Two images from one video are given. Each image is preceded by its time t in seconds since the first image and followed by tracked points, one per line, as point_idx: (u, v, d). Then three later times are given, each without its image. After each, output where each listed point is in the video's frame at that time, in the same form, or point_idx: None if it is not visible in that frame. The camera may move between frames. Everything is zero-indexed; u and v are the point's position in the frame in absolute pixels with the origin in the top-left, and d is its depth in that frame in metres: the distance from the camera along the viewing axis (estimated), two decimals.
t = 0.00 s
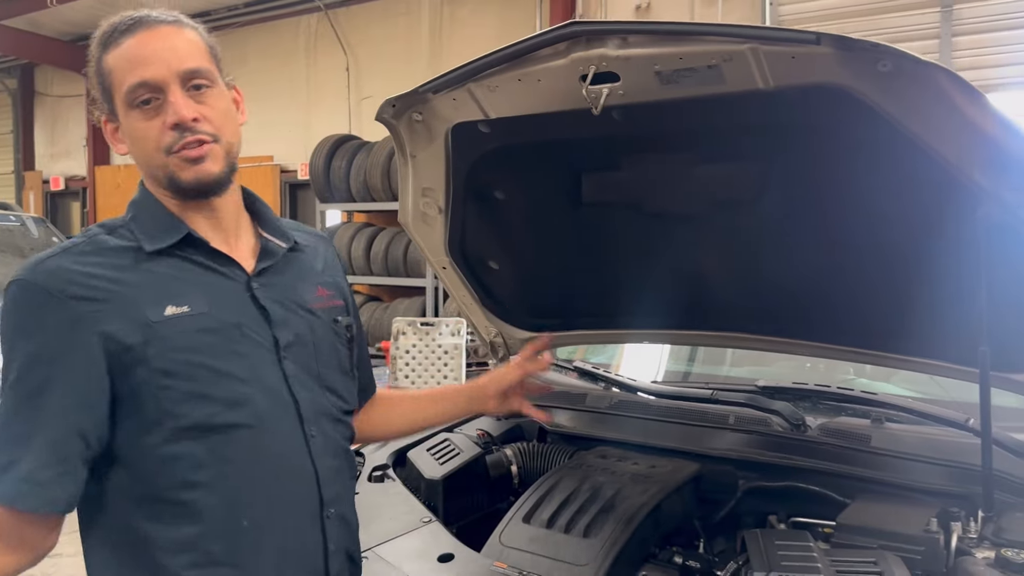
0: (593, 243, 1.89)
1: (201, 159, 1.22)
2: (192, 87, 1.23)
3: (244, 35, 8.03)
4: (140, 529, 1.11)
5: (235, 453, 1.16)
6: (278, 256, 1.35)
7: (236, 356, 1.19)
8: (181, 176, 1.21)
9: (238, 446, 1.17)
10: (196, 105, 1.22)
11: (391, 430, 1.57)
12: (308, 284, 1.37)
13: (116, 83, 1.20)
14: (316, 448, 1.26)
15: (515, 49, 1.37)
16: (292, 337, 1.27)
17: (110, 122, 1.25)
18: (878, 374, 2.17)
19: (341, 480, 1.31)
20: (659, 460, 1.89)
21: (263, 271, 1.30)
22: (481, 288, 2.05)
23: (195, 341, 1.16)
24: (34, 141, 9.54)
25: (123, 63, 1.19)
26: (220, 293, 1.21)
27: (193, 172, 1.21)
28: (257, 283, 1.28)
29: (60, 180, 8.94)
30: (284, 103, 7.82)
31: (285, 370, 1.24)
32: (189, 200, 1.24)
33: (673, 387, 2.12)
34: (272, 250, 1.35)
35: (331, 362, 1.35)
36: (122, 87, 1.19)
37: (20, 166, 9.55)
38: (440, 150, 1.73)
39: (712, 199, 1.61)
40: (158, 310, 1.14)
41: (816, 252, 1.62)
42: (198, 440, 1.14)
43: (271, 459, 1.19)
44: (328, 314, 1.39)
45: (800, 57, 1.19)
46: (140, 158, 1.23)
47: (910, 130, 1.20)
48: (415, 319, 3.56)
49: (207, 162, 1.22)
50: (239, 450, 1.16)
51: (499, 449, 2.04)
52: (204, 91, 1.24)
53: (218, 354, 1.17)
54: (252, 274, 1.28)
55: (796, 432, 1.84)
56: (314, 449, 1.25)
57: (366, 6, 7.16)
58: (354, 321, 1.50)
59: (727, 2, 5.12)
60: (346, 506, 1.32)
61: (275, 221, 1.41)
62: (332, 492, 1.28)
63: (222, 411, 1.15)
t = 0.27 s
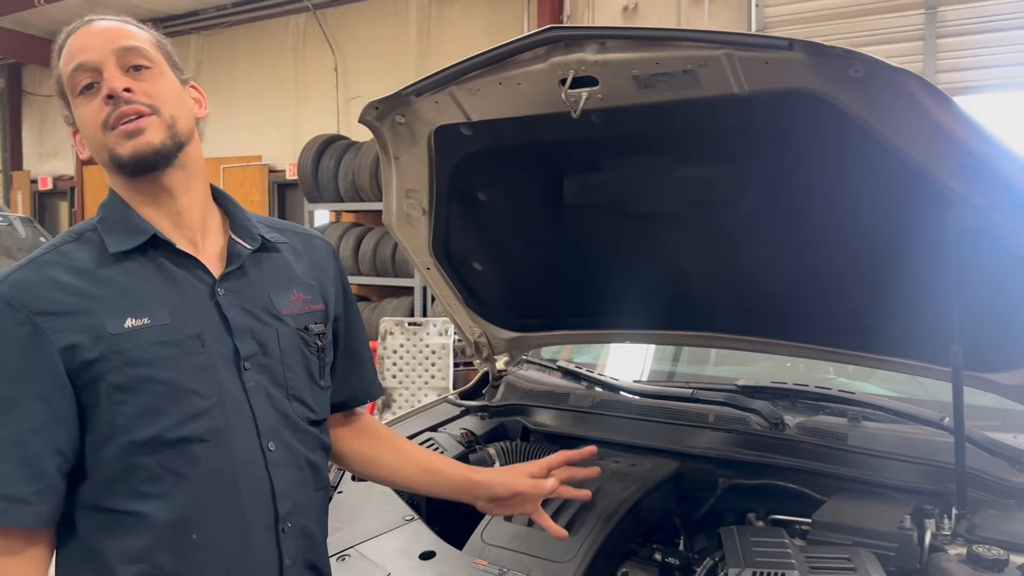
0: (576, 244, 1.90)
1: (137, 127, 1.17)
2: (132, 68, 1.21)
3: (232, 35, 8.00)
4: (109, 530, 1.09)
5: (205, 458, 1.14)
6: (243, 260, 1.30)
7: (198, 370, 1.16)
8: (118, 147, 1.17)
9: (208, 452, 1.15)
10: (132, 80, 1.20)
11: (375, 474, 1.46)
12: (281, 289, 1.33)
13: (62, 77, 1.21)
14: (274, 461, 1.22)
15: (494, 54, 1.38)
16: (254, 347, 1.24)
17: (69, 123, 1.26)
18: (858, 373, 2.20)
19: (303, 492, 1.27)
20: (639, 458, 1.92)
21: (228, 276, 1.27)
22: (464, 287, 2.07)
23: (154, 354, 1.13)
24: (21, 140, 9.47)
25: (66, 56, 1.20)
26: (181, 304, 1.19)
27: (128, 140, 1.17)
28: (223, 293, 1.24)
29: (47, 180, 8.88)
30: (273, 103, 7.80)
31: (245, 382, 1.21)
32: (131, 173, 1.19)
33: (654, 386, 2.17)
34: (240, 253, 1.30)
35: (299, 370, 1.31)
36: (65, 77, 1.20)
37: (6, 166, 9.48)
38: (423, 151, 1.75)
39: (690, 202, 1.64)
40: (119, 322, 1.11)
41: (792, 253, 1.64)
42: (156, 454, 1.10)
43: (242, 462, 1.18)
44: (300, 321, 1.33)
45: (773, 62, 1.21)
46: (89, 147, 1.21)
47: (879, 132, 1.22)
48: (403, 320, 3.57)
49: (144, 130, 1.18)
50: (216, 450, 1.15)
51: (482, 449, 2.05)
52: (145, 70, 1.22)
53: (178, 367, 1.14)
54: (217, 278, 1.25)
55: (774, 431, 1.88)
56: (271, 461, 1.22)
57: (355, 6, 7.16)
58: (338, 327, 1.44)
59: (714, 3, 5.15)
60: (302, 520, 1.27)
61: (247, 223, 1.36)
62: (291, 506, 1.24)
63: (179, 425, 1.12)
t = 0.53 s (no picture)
0: (558, 244, 1.92)
1: (123, 133, 1.17)
2: (116, 67, 1.20)
3: (218, 36, 7.98)
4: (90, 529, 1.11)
5: (179, 457, 1.16)
6: (219, 259, 1.30)
7: (170, 372, 1.17)
8: (102, 152, 1.16)
9: (181, 452, 1.16)
10: (118, 82, 1.19)
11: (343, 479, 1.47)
12: (256, 288, 1.33)
13: (40, 70, 1.18)
14: (245, 462, 1.23)
15: (476, 55, 1.40)
16: (227, 347, 1.24)
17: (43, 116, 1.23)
18: (839, 372, 2.23)
19: (274, 491, 1.29)
20: (621, 455, 1.93)
21: (202, 275, 1.27)
22: (448, 286, 2.09)
23: (126, 356, 1.13)
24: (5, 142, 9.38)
25: (45, 48, 1.17)
26: (154, 304, 1.19)
27: (114, 146, 1.16)
28: (197, 291, 1.25)
29: (31, 182, 8.80)
30: (259, 104, 7.78)
31: (218, 381, 1.22)
32: (113, 178, 1.18)
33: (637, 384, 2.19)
34: (213, 252, 1.30)
35: (271, 370, 1.32)
36: (44, 71, 1.17)
37: None
38: (407, 151, 1.77)
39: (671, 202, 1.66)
40: (91, 324, 1.12)
41: (769, 252, 1.66)
42: (127, 454, 1.12)
43: (216, 462, 1.20)
44: (274, 320, 1.34)
45: (750, 64, 1.22)
46: (66, 144, 1.19)
47: (856, 131, 1.24)
48: (389, 320, 3.58)
49: (131, 137, 1.18)
50: (189, 450, 1.17)
51: (466, 447, 2.05)
52: (129, 71, 1.21)
53: (149, 369, 1.15)
54: (190, 277, 1.25)
55: (753, 428, 1.90)
56: (242, 461, 1.23)
57: (342, 8, 7.16)
58: (308, 323, 1.45)
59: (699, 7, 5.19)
60: (270, 520, 1.29)
61: (221, 219, 1.35)
62: (261, 505, 1.26)
63: (151, 426, 1.13)
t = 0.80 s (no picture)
0: (547, 245, 1.93)
1: (132, 132, 1.16)
2: (125, 64, 1.19)
3: (198, 37, 7.92)
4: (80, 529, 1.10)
5: (170, 456, 1.15)
6: (207, 259, 1.29)
7: (164, 372, 1.16)
8: (109, 147, 1.15)
9: (172, 452, 1.16)
10: (127, 78, 1.18)
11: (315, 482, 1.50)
12: (243, 287, 1.33)
13: (46, 59, 1.16)
14: (235, 461, 1.23)
15: (468, 53, 1.41)
16: (216, 348, 1.24)
17: (38, 104, 1.20)
18: (821, 372, 2.25)
19: (259, 492, 1.29)
20: (610, 454, 1.95)
21: (191, 275, 1.26)
22: (436, 285, 2.10)
23: (122, 355, 1.13)
24: None
25: (54, 39, 1.16)
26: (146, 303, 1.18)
27: (122, 144, 1.15)
28: (186, 291, 1.23)
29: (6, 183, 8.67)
30: (240, 106, 7.73)
31: (209, 382, 1.21)
32: (117, 175, 1.17)
33: (624, 385, 2.21)
34: (204, 252, 1.29)
35: (258, 370, 1.32)
36: (51, 62, 1.15)
37: None
38: (396, 151, 1.76)
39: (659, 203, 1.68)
40: (89, 322, 1.11)
41: (755, 253, 1.68)
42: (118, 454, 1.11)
43: (207, 462, 1.19)
44: (259, 320, 1.34)
45: (739, 66, 1.24)
46: (67, 137, 1.17)
47: (841, 132, 1.27)
48: (372, 323, 3.57)
49: (138, 134, 1.17)
50: (180, 451, 1.16)
51: (454, 447, 2.06)
52: (137, 69, 1.21)
53: (142, 368, 1.14)
54: (180, 277, 1.24)
55: (739, 426, 1.92)
56: (232, 460, 1.23)
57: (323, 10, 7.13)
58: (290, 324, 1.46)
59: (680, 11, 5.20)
60: (258, 518, 1.30)
61: (208, 218, 1.34)
62: (249, 505, 1.27)
63: (145, 426, 1.13)
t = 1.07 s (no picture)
0: (543, 253, 1.94)
1: (169, 148, 1.15)
2: (161, 79, 1.18)
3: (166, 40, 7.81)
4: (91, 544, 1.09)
5: (180, 469, 1.14)
6: (220, 268, 1.27)
7: (175, 384, 1.15)
8: (145, 163, 1.13)
9: (182, 465, 1.14)
10: (165, 95, 1.16)
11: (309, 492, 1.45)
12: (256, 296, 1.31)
13: (81, 68, 1.13)
14: (244, 472, 1.22)
15: (475, 66, 1.42)
16: (229, 359, 1.22)
17: (61, 111, 1.17)
18: (805, 378, 2.26)
19: (267, 502, 1.29)
20: (607, 461, 1.96)
21: (206, 284, 1.24)
22: (428, 293, 2.08)
23: (133, 367, 1.11)
24: None
25: (92, 49, 1.13)
26: (159, 313, 1.16)
27: (158, 160, 1.14)
28: (200, 300, 1.21)
29: None
30: (210, 111, 7.63)
31: (221, 393, 1.20)
32: (149, 190, 1.16)
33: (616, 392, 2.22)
34: (218, 261, 1.27)
35: (267, 381, 1.30)
36: (88, 72, 1.12)
37: None
38: (396, 161, 1.77)
39: (657, 213, 1.70)
40: (101, 331, 1.10)
41: (753, 263, 1.72)
42: (127, 466, 1.10)
43: (216, 474, 1.18)
44: (270, 330, 1.32)
45: (746, 80, 1.26)
46: (97, 148, 1.14)
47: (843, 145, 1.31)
48: (349, 329, 3.54)
49: (174, 152, 1.16)
50: (190, 464, 1.15)
51: (450, 455, 2.08)
52: (173, 86, 1.20)
53: (154, 379, 1.13)
54: (195, 286, 1.22)
55: (734, 433, 1.95)
56: (241, 472, 1.22)
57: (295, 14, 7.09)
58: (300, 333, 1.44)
59: (651, 21, 5.39)
60: (263, 532, 1.28)
61: (223, 227, 1.32)
62: (256, 517, 1.26)
63: (157, 436, 1.12)
